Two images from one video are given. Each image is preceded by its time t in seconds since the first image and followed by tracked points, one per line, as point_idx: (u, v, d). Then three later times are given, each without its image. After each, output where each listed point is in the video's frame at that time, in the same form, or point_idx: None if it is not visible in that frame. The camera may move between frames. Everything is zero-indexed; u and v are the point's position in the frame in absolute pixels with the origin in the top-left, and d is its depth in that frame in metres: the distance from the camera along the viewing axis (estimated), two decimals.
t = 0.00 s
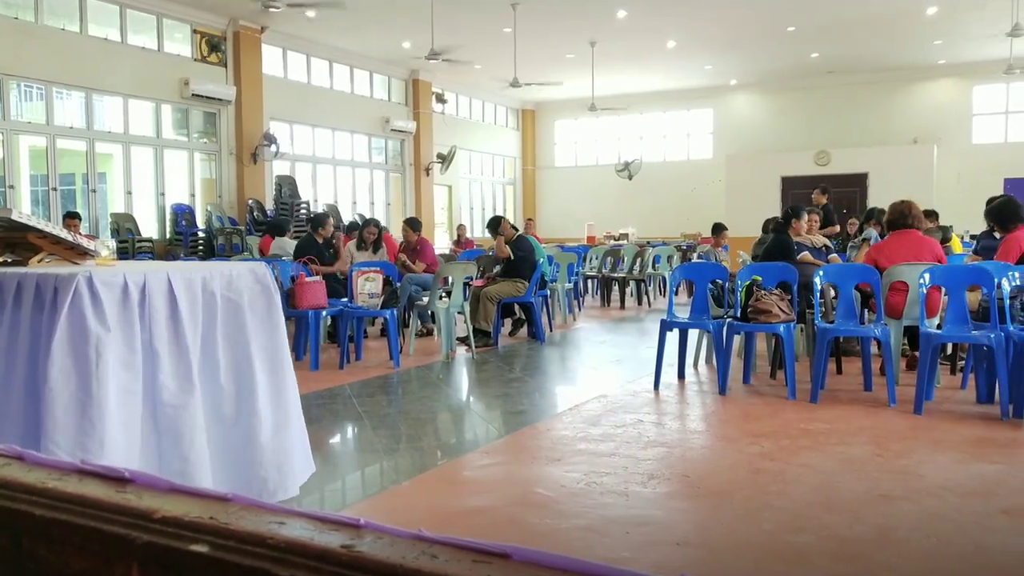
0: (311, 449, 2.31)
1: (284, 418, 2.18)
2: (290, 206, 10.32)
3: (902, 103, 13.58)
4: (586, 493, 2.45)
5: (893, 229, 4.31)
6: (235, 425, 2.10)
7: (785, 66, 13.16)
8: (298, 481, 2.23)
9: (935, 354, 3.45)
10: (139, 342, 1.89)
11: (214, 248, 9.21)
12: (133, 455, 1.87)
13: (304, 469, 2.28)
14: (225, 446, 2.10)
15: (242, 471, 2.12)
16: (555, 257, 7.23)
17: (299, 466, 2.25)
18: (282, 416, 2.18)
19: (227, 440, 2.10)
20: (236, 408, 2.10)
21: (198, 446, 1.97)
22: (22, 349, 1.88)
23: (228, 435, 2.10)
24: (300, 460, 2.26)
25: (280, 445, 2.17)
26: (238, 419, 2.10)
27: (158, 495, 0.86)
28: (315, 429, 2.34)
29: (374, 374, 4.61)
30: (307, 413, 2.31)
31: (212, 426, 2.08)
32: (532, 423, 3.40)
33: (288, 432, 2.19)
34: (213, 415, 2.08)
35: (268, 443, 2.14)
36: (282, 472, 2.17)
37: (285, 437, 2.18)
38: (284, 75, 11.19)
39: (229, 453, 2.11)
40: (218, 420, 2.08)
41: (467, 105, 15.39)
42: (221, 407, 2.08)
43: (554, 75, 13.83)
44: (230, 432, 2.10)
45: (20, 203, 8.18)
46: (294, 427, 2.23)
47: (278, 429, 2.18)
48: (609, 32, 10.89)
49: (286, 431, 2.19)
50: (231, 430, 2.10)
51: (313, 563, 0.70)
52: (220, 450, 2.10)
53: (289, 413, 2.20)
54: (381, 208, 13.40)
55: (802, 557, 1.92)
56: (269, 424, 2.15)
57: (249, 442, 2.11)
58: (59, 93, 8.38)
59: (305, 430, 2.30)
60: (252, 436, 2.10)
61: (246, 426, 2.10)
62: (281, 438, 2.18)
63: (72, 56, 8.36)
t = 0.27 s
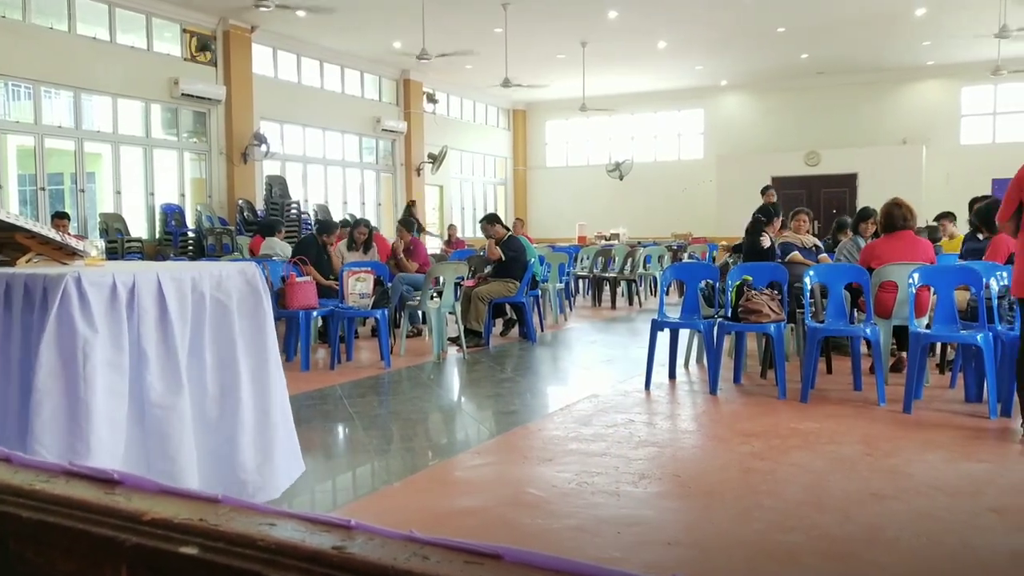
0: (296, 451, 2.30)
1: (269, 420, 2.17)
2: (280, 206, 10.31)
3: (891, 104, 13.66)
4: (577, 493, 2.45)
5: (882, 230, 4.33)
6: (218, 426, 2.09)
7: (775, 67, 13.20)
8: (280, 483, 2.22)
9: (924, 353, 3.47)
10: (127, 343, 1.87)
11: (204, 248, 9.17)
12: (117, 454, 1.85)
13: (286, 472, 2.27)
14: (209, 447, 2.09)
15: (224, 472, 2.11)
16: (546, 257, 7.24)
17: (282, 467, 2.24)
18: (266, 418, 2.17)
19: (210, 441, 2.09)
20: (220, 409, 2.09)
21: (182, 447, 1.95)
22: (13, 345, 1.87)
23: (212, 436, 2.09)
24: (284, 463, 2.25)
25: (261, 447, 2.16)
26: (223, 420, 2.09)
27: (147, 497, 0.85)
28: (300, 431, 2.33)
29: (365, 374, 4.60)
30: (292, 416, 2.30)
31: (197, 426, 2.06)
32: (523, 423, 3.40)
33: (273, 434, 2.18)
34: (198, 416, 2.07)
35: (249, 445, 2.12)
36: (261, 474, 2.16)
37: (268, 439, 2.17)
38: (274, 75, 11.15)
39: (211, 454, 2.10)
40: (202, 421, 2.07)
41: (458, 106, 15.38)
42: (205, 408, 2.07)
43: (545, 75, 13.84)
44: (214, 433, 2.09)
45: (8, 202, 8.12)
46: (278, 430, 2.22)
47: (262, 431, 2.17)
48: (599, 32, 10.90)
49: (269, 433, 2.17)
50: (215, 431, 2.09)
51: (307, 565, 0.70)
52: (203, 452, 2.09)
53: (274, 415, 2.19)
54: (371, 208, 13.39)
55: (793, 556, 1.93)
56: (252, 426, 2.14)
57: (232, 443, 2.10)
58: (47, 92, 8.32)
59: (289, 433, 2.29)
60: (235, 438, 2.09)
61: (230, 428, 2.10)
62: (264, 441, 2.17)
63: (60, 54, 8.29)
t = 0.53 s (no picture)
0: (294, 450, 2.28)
1: (262, 416, 2.17)
2: (271, 206, 10.26)
3: (880, 105, 13.73)
4: (569, 493, 2.45)
5: (871, 232, 4.36)
6: (217, 425, 2.08)
7: (766, 68, 13.25)
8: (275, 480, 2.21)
9: (913, 352, 3.48)
10: (118, 343, 1.86)
11: (194, 248, 9.13)
12: (117, 455, 1.84)
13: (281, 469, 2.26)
14: (207, 446, 2.08)
15: (223, 470, 2.10)
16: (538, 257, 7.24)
17: (273, 464, 2.23)
18: (259, 414, 2.16)
19: (208, 440, 2.08)
20: (217, 408, 2.08)
21: (182, 446, 1.94)
22: (1, 349, 1.85)
23: (209, 434, 2.08)
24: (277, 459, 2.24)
25: (257, 444, 2.15)
26: (220, 419, 2.08)
27: (136, 499, 0.84)
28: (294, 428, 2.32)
29: (356, 375, 4.59)
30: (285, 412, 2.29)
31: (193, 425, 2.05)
32: (515, 423, 3.40)
33: (265, 430, 2.18)
34: (195, 415, 2.06)
35: (248, 442, 2.11)
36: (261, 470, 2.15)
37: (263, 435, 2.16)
38: (265, 74, 11.11)
39: (209, 452, 2.08)
40: (199, 420, 2.06)
41: (449, 106, 15.36)
42: (202, 407, 2.06)
43: (537, 75, 13.84)
44: (212, 432, 2.08)
45: None
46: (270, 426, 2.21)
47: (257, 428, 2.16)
48: (591, 33, 10.91)
49: (263, 428, 2.17)
50: (213, 429, 2.08)
51: (296, 567, 0.69)
52: (202, 451, 2.08)
53: (266, 411, 2.18)
54: (362, 208, 13.37)
55: (784, 556, 1.93)
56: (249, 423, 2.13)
57: (230, 441, 2.09)
58: (35, 91, 8.26)
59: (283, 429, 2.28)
60: (234, 435, 2.08)
61: (228, 425, 2.09)
62: (259, 437, 2.16)
63: (48, 53, 8.23)
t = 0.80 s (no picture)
0: (280, 451, 2.27)
1: (254, 421, 2.14)
2: (262, 206, 10.22)
3: (869, 106, 13.80)
4: (560, 493, 2.45)
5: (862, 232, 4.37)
6: (202, 427, 2.07)
7: (756, 68, 13.29)
8: (268, 485, 2.18)
9: (903, 352, 3.50)
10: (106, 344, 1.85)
11: (184, 249, 9.09)
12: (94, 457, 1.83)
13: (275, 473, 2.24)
14: (191, 449, 2.07)
15: (208, 473, 2.08)
16: (529, 257, 7.25)
17: (269, 468, 2.20)
18: (250, 419, 2.14)
19: (193, 442, 2.07)
20: (202, 410, 2.07)
21: (162, 449, 1.92)
22: None
23: (195, 437, 2.07)
24: (271, 463, 2.21)
25: (246, 447, 2.13)
26: (205, 421, 2.07)
27: (125, 501, 0.84)
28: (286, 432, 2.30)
29: (347, 375, 4.58)
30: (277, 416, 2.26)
31: (178, 428, 2.04)
32: (507, 423, 3.40)
33: (257, 434, 2.15)
34: (180, 417, 2.04)
35: (234, 446, 2.09)
36: (248, 474, 2.12)
37: (253, 440, 2.14)
38: (255, 74, 11.06)
39: (195, 455, 2.07)
40: (184, 423, 2.05)
41: (440, 106, 15.34)
42: (187, 409, 2.05)
43: (528, 76, 13.84)
44: (197, 434, 2.07)
45: None
46: (264, 429, 2.19)
47: (247, 431, 2.14)
48: (582, 33, 10.92)
49: (254, 433, 2.14)
50: (199, 431, 2.07)
51: (289, 567, 0.69)
52: (187, 453, 2.06)
53: (258, 415, 2.15)
54: (353, 208, 13.34)
55: (774, 555, 1.94)
56: (236, 427, 2.11)
57: (216, 444, 2.07)
58: (23, 91, 8.20)
59: (275, 432, 2.25)
60: (218, 438, 2.07)
61: (212, 428, 2.07)
62: (248, 440, 2.14)
63: (36, 52, 8.17)
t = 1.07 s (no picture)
0: (261, 456, 2.26)
1: (235, 423, 2.13)
2: (252, 206, 10.19)
3: (859, 106, 13.88)
4: (550, 493, 2.45)
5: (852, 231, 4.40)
6: (183, 429, 2.06)
7: (746, 69, 13.33)
8: (244, 487, 2.17)
9: (892, 352, 3.52)
10: (93, 344, 1.83)
11: (174, 249, 9.05)
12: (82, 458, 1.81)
13: (252, 475, 2.22)
14: (171, 451, 2.05)
15: (184, 476, 2.06)
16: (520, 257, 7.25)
17: (247, 471, 2.19)
18: (232, 421, 2.13)
19: (173, 445, 2.05)
20: (184, 412, 2.06)
21: (147, 450, 1.91)
22: None
23: (175, 439, 2.05)
24: (248, 466, 2.20)
25: (225, 450, 2.12)
26: (187, 424, 2.06)
27: (114, 503, 0.83)
28: (267, 435, 2.29)
29: (338, 376, 4.56)
30: (257, 420, 2.25)
31: (160, 429, 2.03)
32: (498, 423, 3.39)
33: (236, 438, 2.14)
34: (162, 418, 2.03)
35: (213, 448, 2.08)
36: (225, 477, 2.11)
37: (232, 443, 2.13)
38: (245, 73, 11.02)
39: (174, 457, 2.05)
40: (166, 425, 2.04)
41: (431, 106, 15.33)
42: (170, 411, 2.04)
43: (519, 76, 13.84)
44: (177, 436, 2.06)
45: None
46: (243, 432, 2.17)
47: (226, 434, 2.13)
48: (573, 33, 10.94)
49: (234, 436, 2.13)
50: (179, 434, 2.06)
51: (277, 569, 0.69)
52: (167, 455, 2.05)
53: (239, 418, 2.15)
54: (344, 208, 13.32)
55: (765, 554, 1.95)
56: (217, 429, 2.10)
57: (194, 446, 2.06)
58: (11, 90, 8.14)
59: (256, 435, 2.24)
60: (198, 441, 2.05)
61: (194, 430, 2.06)
62: (229, 443, 2.13)
63: (23, 51, 8.11)
